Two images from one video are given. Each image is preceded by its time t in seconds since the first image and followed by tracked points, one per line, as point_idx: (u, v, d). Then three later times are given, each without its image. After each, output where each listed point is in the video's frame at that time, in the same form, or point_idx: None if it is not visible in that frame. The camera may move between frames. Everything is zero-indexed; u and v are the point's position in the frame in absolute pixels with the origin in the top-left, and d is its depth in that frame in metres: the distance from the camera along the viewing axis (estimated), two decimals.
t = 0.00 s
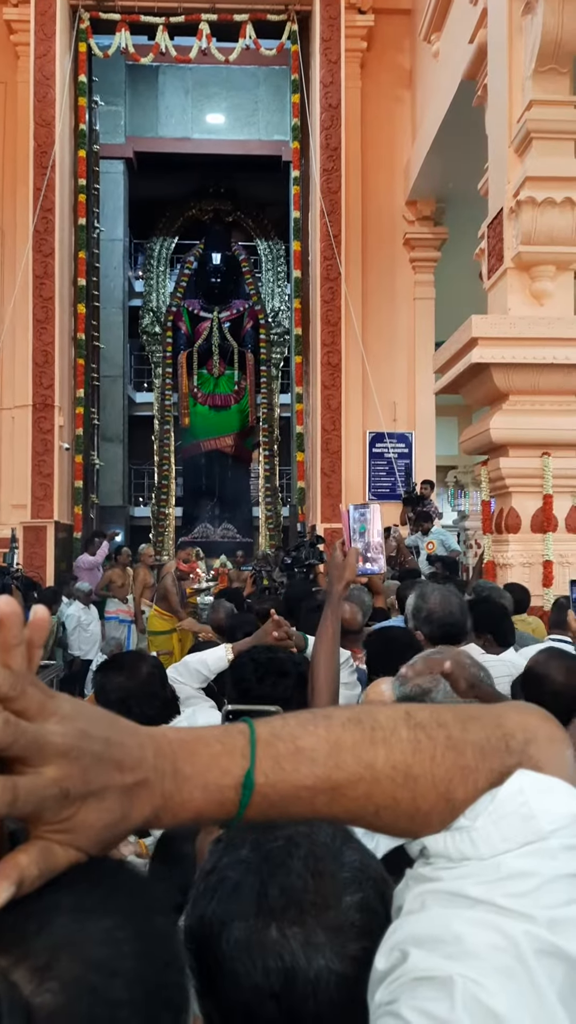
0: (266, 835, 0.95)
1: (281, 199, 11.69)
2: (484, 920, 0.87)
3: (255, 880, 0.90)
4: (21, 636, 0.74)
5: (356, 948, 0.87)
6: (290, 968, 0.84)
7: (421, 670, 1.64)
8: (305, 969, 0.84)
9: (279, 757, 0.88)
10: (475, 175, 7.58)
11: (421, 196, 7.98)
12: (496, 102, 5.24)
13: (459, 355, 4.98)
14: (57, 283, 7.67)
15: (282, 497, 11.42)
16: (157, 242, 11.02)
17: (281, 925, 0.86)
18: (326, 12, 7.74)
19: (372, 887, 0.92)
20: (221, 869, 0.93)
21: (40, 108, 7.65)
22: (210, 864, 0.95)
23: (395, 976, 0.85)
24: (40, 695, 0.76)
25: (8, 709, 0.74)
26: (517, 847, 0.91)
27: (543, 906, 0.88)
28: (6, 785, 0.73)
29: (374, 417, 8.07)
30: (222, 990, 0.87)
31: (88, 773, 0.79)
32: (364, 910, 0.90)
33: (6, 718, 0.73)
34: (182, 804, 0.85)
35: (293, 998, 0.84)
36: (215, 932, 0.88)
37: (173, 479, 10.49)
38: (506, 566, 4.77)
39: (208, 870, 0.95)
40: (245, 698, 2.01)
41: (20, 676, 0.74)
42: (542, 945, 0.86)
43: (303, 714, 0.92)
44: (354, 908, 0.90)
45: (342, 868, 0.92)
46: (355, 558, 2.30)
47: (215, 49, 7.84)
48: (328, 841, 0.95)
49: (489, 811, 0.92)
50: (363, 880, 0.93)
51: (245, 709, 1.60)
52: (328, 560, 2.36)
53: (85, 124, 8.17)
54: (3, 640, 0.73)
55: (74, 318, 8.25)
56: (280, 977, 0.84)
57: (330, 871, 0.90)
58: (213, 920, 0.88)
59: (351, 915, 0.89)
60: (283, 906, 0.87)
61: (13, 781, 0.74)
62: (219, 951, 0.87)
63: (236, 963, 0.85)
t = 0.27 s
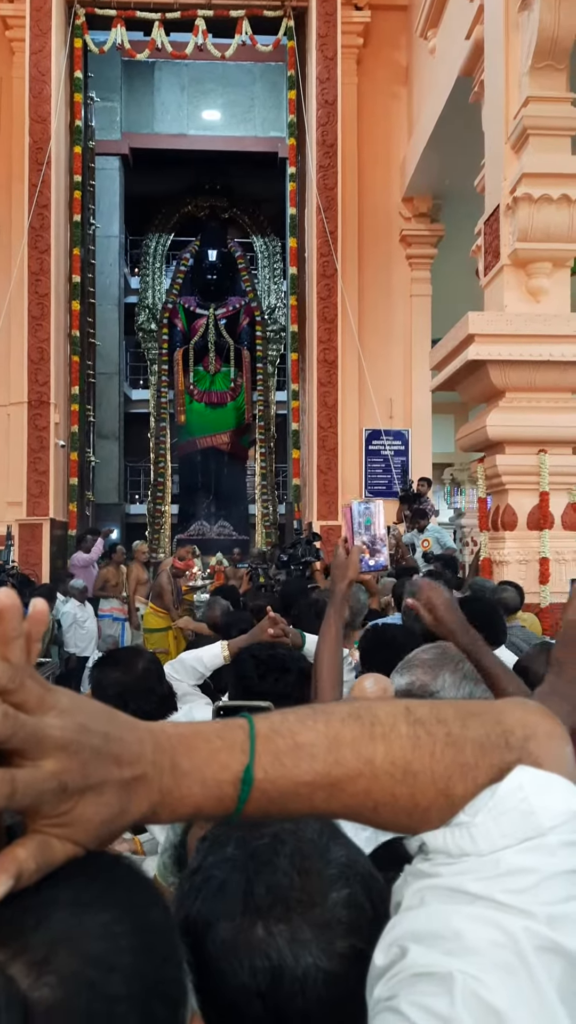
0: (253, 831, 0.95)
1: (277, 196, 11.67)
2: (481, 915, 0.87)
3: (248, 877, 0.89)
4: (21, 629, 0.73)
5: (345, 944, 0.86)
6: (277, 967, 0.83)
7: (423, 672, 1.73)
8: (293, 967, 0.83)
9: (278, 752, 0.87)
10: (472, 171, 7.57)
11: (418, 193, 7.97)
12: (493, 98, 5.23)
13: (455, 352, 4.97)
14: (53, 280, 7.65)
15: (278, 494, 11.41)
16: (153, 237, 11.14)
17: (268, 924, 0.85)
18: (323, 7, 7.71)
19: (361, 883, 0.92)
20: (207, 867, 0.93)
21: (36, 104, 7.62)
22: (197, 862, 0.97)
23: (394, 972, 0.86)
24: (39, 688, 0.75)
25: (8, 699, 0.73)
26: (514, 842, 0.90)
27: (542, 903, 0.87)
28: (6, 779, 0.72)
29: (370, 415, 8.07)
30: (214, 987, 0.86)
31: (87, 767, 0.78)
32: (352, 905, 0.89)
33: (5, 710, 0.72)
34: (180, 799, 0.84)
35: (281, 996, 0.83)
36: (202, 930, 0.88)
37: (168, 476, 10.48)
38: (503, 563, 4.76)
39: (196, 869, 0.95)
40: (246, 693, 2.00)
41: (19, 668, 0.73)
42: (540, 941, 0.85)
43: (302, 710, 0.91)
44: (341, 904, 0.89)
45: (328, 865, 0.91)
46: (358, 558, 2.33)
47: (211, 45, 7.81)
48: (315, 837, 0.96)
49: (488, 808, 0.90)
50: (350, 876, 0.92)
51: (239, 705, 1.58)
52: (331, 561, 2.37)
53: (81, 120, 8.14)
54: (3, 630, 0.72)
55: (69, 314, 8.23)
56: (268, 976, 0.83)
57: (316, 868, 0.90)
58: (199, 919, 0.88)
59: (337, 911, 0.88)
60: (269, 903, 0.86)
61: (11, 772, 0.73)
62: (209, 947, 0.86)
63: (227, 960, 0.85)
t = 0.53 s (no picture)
0: (246, 824, 0.95)
1: (274, 193, 11.65)
2: (478, 911, 0.86)
3: (242, 869, 0.89)
4: (16, 624, 0.73)
5: (336, 935, 0.86)
6: (271, 957, 0.83)
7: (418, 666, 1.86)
8: (287, 957, 0.83)
9: (274, 747, 0.87)
10: (470, 168, 7.56)
11: (415, 190, 7.96)
12: (491, 94, 5.22)
13: (452, 349, 4.97)
14: (50, 276, 7.63)
15: (276, 492, 11.42)
16: (151, 235, 11.06)
17: (262, 913, 0.85)
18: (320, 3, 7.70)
19: (353, 874, 0.92)
20: (201, 860, 0.93)
21: (33, 101, 7.62)
22: (191, 855, 0.97)
23: (389, 967, 0.86)
24: (33, 683, 0.76)
25: (2, 694, 0.73)
26: (510, 837, 0.89)
27: (537, 899, 0.86)
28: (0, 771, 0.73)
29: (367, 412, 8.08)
30: (207, 979, 0.86)
31: (81, 761, 0.78)
32: (344, 896, 0.89)
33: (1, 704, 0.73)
34: (175, 794, 0.84)
35: (275, 986, 0.83)
36: (196, 921, 0.88)
37: (166, 473, 10.48)
38: (499, 561, 4.77)
39: (190, 863, 0.95)
40: (249, 690, 2.00)
41: (14, 663, 0.73)
42: (536, 937, 0.84)
43: (297, 706, 0.91)
44: (335, 894, 0.89)
45: (322, 855, 0.91)
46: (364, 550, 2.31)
47: (208, 42, 7.81)
48: (308, 830, 0.95)
49: (482, 803, 0.90)
50: (343, 866, 0.92)
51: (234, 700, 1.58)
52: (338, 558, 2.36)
53: (77, 116, 8.13)
54: None
55: (66, 311, 8.24)
56: (262, 967, 0.83)
57: (310, 858, 0.90)
58: (193, 912, 0.88)
59: (330, 902, 0.88)
60: (262, 894, 0.86)
61: (5, 767, 0.74)
62: (203, 938, 0.86)
63: (221, 951, 0.85)
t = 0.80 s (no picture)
0: (248, 815, 0.97)
1: (271, 191, 11.66)
2: (479, 904, 0.88)
3: (243, 858, 0.90)
4: (21, 617, 0.75)
5: (339, 922, 0.88)
6: (273, 943, 0.85)
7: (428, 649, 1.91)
8: (289, 944, 0.85)
9: (276, 741, 0.87)
10: (467, 167, 7.57)
11: (413, 188, 7.97)
12: (488, 92, 5.23)
13: (450, 347, 4.98)
14: (48, 274, 7.64)
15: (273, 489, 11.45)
16: (148, 235, 10.89)
17: (265, 901, 0.87)
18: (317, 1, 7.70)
19: (355, 862, 0.94)
20: (205, 848, 0.95)
21: (31, 98, 7.61)
22: (197, 842, 0.98)
23: (391, 960, 0.88)
24: (37, 676, 0.77)
25: (6, 685, 0.75)
26: (511, 832, 0.91)
27: (537, 892, 0.88)
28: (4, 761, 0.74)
29: (365, 410, 8.11)
30: (208, 968, 0.86)
31: (85, 754, 0.79)
32: (346, 884, 0.91)
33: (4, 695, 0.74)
34: (178, 787, 0.84)
35: (277, 971, 0.85)
36: (200, 908, 0.89)
37: (164, 471, 10.50)
38: (495, 558, 4.79)
39: (194, 851, 0.96)
40: (250, 684, 2.01)
41: (17, 656, 0.75)
42: (537, 931, 0.86)
43: (301, 700, 0.91)
44: (336, 882, 0.90)
45: (323, 845, 0.93)
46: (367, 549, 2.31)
47: (206, 40, 7.80)
48: (310, 820, 0.96)
49: (484, 796, 0.91)
50: (345, 855, 0.94)
51: (233, 694, 1.59)
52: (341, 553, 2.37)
53: (75, 113, 8.13)
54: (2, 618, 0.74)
55: (63, 309, 8.25)
56: (264, 954, 0.85)
57: (312, 847, 0.92)
58: (197, 897, 0.90)
59: (332, 890, 0.89)
60: (266, 882, 0.88)
61: (10, 757, 0.75)
62: (205, 926, 0.87)
63: (224, 941, 0.86)
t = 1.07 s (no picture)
0: (251, 809, 0.98)
1: (270, 190, 11.66)
2: (482, 900, 0.86)
3: (247, 851, 0.92)
4: (29, 610, 0.77)
5: (340, 916, 0.88)
6: (274, 935, 0.85)
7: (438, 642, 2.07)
8: (289, 936, 0.85)
9: (280, 735, 0.88)
10: (466, 166, 7.58)
11: (412, 187, 7.97)
12: (487, 91, 5.23)
13: (449, 346, 4.99)
14: (46, 272, 7.64)
15: (272, 488, 11.44)
16: (148, 232, 10.97)
17: (265, 894, 0.87)
18: None
19: (354, 857, 0.94)
20: (207, 841, 0.96)
21: (29, 96, 7.60)
22: (198, 836, 0.99)
23: (393, 953, 0.86)
24: (45, 667, 0.78)
25: (14, 677, 0.75)
26: (514, 827, 0.90)
27: (540, 888, 0.87)
28: (12, 751, 0.75)
29: (364, 409, 8.11)
30: (209, 960, 0.87)
31: (91, 746, 0.80)
32: (346, 877, 0.91)
33: (13, 685, 0.75)
34: (182, 781, 0.85)
35: (279, 965, 0.85)
36: (202, 899, 0.90)
37: (162, 469, 10.51)
38: (494, 556, 4.80)
39: (196, 844, 0.97)
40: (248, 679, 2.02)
41: (26, 647, 0.76)
42: (540, 926, 0.86)
43: (305, 697, 0.92)
44: (335, 875, 0.91)
45: (324, 839, 0.94)
46: (366, 549, 2.31)
47: (205, 38, 7.80)
48: (312, 814, 0.97)
49: (488, 792, 0.91)
50: (345, 848, 0.95)
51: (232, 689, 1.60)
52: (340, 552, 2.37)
53: (74, 111, 8.12)
54: (10, 612, 0.76)
55: (62, 307, 8.24)
56: (266, 945, 0.85)
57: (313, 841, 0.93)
58: (200, 890, 0.90)
59: (332, 883, 0.90)
60: (267, 875, 0.89)
61: (17, 747, 0.75)
62: (207, 917, 0.88)
63: (227, 933, 0.86)
